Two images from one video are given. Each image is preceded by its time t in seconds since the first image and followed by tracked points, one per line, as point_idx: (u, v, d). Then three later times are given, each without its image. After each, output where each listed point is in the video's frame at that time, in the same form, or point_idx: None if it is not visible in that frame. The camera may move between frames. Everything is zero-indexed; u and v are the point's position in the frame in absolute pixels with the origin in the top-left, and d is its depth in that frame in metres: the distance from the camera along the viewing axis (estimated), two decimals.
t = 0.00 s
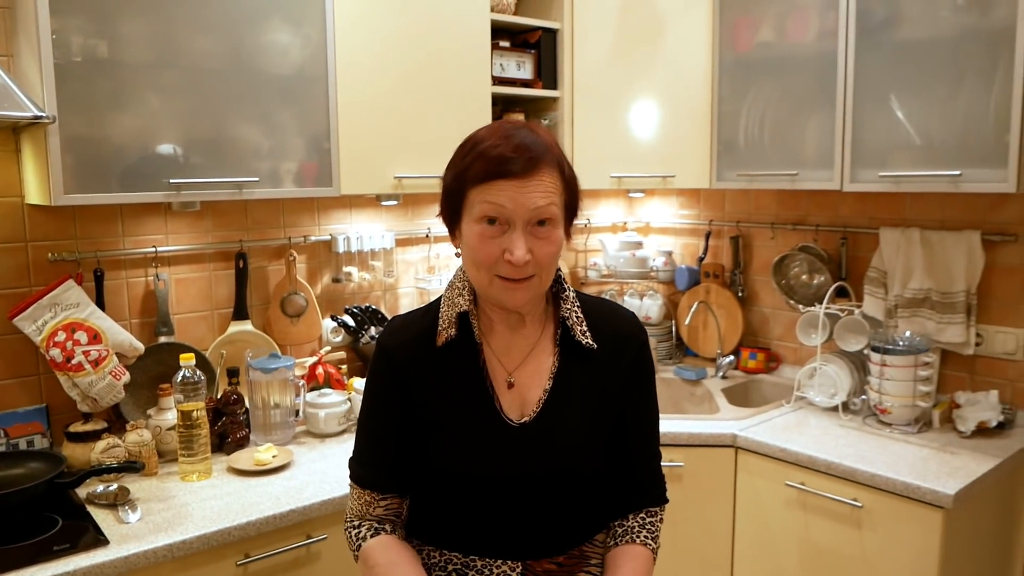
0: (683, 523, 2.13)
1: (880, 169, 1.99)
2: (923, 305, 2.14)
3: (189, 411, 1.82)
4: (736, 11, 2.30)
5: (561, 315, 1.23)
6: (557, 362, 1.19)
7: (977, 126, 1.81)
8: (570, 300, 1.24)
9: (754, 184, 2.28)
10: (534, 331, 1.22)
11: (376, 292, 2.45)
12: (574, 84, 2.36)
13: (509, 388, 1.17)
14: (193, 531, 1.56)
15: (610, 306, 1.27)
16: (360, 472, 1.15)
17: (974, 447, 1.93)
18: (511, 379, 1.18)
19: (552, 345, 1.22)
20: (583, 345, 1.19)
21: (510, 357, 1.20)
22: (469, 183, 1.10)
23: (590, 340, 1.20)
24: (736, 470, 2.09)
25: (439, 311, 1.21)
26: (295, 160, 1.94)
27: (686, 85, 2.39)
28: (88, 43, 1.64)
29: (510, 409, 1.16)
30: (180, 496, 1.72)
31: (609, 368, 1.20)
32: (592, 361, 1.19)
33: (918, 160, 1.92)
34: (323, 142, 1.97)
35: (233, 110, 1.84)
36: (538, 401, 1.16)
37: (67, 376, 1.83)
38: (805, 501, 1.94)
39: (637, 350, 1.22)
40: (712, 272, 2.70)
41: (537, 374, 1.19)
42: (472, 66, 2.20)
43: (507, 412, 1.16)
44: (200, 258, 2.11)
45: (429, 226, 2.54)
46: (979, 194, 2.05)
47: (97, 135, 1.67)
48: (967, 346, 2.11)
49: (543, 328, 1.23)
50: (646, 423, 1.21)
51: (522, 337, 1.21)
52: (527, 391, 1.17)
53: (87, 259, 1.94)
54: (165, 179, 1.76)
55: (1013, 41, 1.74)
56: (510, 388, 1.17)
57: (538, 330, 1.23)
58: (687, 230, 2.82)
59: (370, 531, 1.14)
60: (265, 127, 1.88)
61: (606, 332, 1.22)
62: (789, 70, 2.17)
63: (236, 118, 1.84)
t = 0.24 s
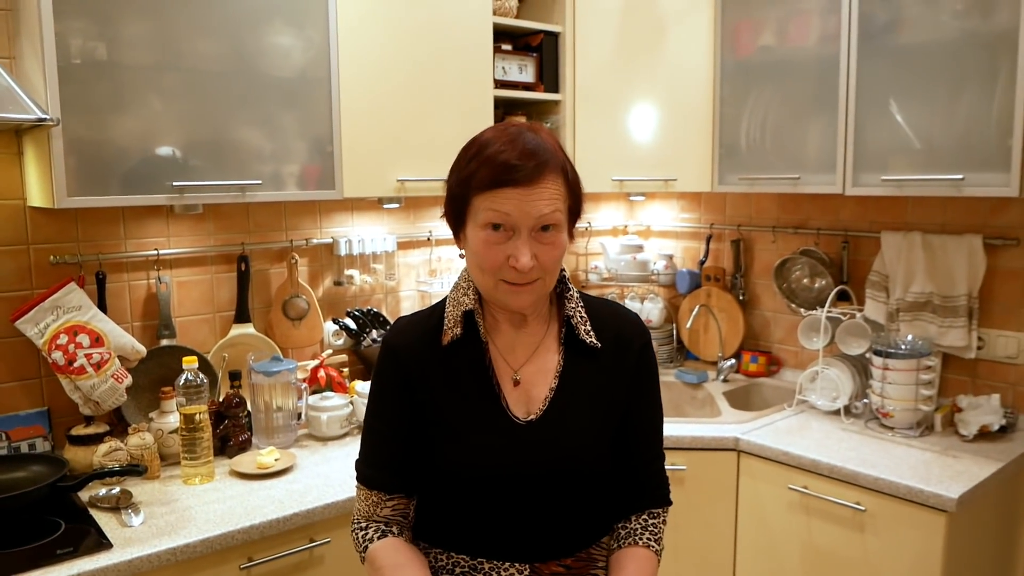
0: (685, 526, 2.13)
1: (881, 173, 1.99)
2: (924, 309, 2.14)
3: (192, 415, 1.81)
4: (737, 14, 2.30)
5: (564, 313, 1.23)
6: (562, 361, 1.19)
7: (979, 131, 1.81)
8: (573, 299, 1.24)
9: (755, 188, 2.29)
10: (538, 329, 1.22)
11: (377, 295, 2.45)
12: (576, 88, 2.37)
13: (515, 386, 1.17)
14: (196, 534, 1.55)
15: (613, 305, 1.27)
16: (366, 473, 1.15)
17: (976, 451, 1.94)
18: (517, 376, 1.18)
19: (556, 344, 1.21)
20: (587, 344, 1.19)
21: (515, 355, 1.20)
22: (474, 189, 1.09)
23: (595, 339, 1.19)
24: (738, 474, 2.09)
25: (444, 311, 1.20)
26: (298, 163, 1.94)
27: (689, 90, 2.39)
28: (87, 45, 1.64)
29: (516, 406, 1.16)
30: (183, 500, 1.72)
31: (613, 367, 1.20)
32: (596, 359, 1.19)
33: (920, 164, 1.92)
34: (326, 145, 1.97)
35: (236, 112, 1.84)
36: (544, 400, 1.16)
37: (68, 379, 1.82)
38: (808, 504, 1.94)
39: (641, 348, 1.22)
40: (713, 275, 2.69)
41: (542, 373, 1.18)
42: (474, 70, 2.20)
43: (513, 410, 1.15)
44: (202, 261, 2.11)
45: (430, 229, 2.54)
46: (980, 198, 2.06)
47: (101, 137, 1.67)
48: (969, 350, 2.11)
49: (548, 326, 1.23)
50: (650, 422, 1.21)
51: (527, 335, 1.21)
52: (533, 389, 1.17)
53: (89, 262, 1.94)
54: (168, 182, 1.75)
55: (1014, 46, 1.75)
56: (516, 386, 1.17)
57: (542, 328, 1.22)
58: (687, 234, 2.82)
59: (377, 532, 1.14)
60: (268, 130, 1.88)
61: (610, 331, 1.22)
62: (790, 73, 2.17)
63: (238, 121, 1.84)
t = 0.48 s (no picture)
0: (685, 529, 2.13)
1: (881, 176, 2.00)
2: (924, 312, 2.14)
3: (192, 417, 1.80)
4: (738, 17, 2.32)
5: (569, 318, 1.22)
6: (566, 365, 1.18)
7: (980, 135, 1.82)
8: (577, 303, 1.24)
9: (756, 191, 2.29)
10: (542, 335, 1.21)
11: (377, 297, 2.45)
12: (577, 88, 2.35)
13: (519, 391, 1.17)
14: (197, 536, 1.55)
15: (617, 309, 1.26)
16: (367, 474, 1.14)
17: (976, 454, 1.94)
18: (520, 382, 1.17)
19: (560, 348, 1.21)
20: (591, 348, 1.19)
21: (519, 361, 1.19)
22: (486, 202, 1.07)
23: (599, 343, 1.19)
24: (738, 476, 2.09)
25: (447, 316, 1.20)
26: (299, 164, 1.93)
27: (688, 89, 2.41)
28: (85, 45, 1.63)
29: (518, 411, 1.15)
30: (182, 502, 1.71)
31: (617, 371, 1.20)
32: (600, 363, 1.19)
33: (920, 168, 1.93)
34: (327, 146, 1.97)
35: (237, 113, 1.83)
36: (548, 405, 1.16)
37: (67, 380, 1.81)
38: (808, 507, 1.94)
39: (645, 352, 1.22)
40: (712, 278, 2.69)
41: (546, 378, 1.18)
42: (475, 71, 2.20)
43: (517, 415, 1.15)
44: (202, 261, 2.10)
45: (430, 231, 2.53)
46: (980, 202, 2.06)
47: (101, 137, 1.67)
48: (968, 353, 2.11)
49: (551, 330, 1.23)
50: (654, 426, 1.21)
51: (530, 340, 1.20)
52: (537, 394, 1.17)
53: (89, 262, 1.93)
54: (168, 182, 1.75)
55: (1015, 51, 1.75)
56: (519, 392, 1.17)
57: (546, 333, 1.22)
58: (687, 236, 2.83)
59: (375, 525, 1.14)
60: (269, 131, 1.88)
61: (615, 336, 1.21)
62: (791, 77, 2.18)
63: (240, 122, 1.84)
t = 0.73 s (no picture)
0: (683, 531, 2.13)
1: (879, 179, 2.00)
2: (921, 315, 2.15)
3: (189, 417, 1.79)
4: (737, 19, 2.32)
5: (570, 321, 1.22)
6: (567, 368, 1.18)
7: (978, 139, 1.83)
8: (578, 306, 1.23)
9: (754, 193, 2.29)
10: (543, 339, 1.21)
11: (375, 297, 2.44)
12: (576, 89, 2.36)
13: (520, 396, 1.16)
14: (195, 537, 1.54)
15: (617, 311, 1.26)
16: (369, 479, 1.13)
17: (973, 457, 1.95)
18: (522, 386, 1.17)
19: (561, 351, 1.21)
20: (592, 351, 1.19)
21: (520, 365, 1.18)
22: (502, 207, 1.06)
23: (600, 346, 1.19)
24: (736, 478, 2.09)
25: (448, 320, 1.19)
26: (298, 164, 1.93)
27: (687, 90, 2.41)
28: (80, 44, 1.62)
29: (519, 415, 1.15)
30: (180, 502, 1.70)
31: (618, 374, 1.20)
32: (601, 366, 1.19)
33: (919, 171, 1.93)
34: (326, 146, 1.96)
35: (236, 113, 1.82)
36: (550, 408, 1.16)
37: (64, 380, 1.80)
38: (806, 509, 1.94)
39: (645, 354, 1.22)
40: (710, 280, 2.70)
41: (548, 381, 1.18)
42: (475, 72, 2.20)
43: (518, 419, 1.15)
44: (200, 261, 2.09)
45: (428, 232, 2.53)
46: (977, 206, 2.07)
47: (99, 136, 1.66)
48: (965, 356, 2.12)
49: (553, 333, 1.22)
50: (654, 427, 1.21)
51: (531, 343, 1.20)
52: (538, 398, 1.16)
53: (86, 261, 1.92)
54: (167, 182, 1.74)
55: (1014, 55, 1.76)
56: (521, 396, 1.16)
57: (547, 336, 1.21)
58: (684, 238, 2.83)
59: (386, 538, 1.12)
60: (268, 131, 1.87)
61: (615, 338, 1.21)
62: (790, 79, 2.18)
63: (239, 121, 1.83)
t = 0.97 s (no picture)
0: (679, 530, 2.13)
1: (875, 179, 2.01)
2: (916, 315, 2.15)
3: (185, 415, 1.79)
4: (734, 19, 2.31)
5: (570, 322, 1.22)
6: (568, 369, 1.18)
7: (974, 140, 1.83)
8: (578, 306, 1.23)
9: (750, 193, 2.30)
10: (544, 339, 1.21)
11: (371, 296, 2.44)
12: (572, 89, 2.38)
13: (521, 396, 1.16)
14: (191, 536, 1.53)
15: (616, 310, 1.26)
16: (370, 480, 1.13)
17: (968, 456, 1.95)
18: (523, 387, 1.17)
19: (561, 351, 1.21)
20: (592, 351, 1.19)
21: (521, 365, 1.18)
22: (510, 204, 1.05)
23: (600, 346, 1.19)
24: (732, 477, 2.09)
25: (448, 320, 1.18)
26: (294, 162, 1.92)
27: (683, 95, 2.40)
28: (74, 41, 1.60)
29: (521, 415, 1.15)
30: (175, 502, 1.70)
31: (618, 374, 1.20)
32: (601, 366, 1.19)
33: (915, 171, 1.94)
34: (323, 145, 1.96)
35: (233, 111, 1.82)
36: (551, 409, 1.16)
37: (59, 379, 1.79)
38: (802, 508, 1.95)
39: (644, 353, 1.23)
40: (706, 280, 2.70)
41: (549, 382, 1.18)
42: (471, 70, 2.19)
43: (519, 419, 1.15)
44: (195, 260, 2.09)
45: (425, 231, 2.52)
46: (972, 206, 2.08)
47: (95, 134, 1.65)
48: (960, 356, 2.13)
49: (553, 333, 1.22)
50: (654, 426, 1.21)
51: (532, 343, 1.20)
52: (540, 399, 1.16)
53: (80, 259, 1.91)
54: (163, 180, 1.73)
55: (1009, 56, 1.77)
56: (522, 397, 1.16)
57: (548, 336, 1.21)
58: (680, 238, 2.83)
59: (384, 541, 1.11)
60: (264, 129, 1.87)
61: (614, 338, 1.21)
62: (786, 80, 2.19)
63: (235, 119, 1.82)
